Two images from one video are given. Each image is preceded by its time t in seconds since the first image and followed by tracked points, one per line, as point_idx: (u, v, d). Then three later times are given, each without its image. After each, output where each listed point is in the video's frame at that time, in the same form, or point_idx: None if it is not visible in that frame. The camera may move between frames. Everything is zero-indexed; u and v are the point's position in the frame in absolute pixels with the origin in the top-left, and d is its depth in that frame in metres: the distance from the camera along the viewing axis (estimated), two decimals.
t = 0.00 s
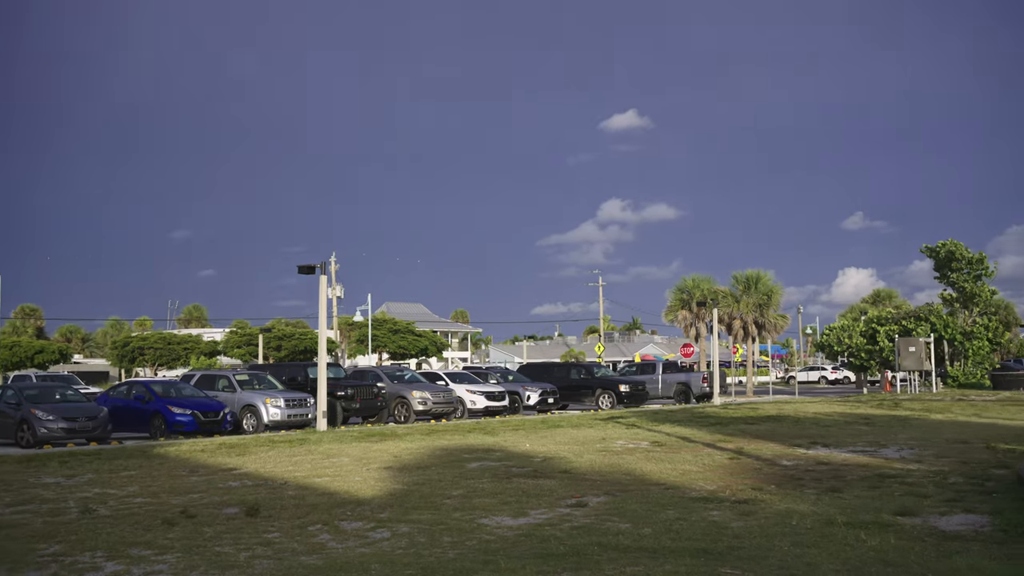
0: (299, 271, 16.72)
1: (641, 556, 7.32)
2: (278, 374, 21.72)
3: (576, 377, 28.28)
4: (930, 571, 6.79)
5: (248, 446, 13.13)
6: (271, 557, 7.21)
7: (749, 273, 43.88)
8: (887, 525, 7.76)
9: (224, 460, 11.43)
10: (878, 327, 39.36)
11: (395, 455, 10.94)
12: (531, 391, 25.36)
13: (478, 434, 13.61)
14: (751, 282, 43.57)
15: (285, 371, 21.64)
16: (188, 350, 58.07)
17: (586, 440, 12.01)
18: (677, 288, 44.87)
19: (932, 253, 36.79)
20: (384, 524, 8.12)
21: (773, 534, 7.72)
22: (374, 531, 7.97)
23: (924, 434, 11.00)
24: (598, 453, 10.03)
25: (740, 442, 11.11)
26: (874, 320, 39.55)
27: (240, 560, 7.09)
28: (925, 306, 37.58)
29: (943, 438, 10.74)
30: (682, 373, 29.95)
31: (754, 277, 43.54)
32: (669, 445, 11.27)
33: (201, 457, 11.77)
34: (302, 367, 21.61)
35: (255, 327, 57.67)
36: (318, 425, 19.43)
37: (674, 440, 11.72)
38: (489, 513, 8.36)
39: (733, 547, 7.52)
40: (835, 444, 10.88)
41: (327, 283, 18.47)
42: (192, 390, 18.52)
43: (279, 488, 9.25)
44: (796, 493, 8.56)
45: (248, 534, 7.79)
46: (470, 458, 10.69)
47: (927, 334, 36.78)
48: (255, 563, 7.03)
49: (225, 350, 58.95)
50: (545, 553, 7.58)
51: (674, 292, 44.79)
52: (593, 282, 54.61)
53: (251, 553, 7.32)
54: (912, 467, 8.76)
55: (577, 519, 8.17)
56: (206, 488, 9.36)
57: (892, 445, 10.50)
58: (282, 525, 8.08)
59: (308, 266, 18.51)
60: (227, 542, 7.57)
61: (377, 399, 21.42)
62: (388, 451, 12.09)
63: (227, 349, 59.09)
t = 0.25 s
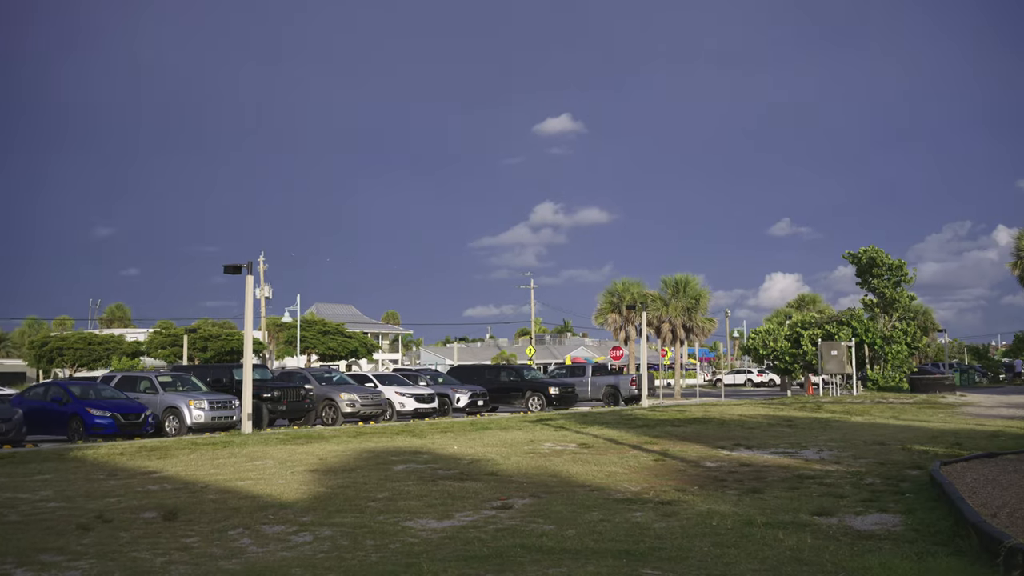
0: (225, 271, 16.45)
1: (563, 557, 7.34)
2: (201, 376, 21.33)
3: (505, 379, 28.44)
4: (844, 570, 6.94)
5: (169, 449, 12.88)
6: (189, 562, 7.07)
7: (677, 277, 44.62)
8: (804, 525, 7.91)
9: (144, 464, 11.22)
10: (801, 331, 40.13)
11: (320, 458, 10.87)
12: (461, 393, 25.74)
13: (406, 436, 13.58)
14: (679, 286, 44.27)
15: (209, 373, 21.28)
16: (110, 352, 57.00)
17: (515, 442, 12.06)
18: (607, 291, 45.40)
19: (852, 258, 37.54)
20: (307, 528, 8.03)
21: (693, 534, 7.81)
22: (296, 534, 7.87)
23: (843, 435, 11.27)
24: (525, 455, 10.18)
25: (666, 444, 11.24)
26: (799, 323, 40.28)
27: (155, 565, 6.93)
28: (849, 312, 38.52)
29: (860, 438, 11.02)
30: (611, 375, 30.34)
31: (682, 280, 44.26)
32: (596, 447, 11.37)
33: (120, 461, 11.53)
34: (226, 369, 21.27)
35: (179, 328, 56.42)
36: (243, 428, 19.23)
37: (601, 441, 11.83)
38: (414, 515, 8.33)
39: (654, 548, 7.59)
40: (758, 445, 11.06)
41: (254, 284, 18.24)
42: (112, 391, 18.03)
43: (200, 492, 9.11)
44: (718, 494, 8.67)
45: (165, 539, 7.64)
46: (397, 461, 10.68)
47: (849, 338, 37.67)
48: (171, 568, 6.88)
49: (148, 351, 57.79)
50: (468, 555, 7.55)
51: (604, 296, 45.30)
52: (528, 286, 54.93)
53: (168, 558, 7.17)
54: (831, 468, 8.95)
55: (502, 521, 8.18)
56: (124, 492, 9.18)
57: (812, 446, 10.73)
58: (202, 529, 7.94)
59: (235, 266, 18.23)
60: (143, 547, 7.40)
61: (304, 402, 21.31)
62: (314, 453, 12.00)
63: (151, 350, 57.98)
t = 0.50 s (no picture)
0: (129, 266, 16.08)
1: (469, 556, 7.32)
2: (103, 373, 20.84)
3: (418, 378, 28.49)
4: (741, 566, 7.08)
5: (65, 448, 12.51)
6: (82, 565, 6.82)
7: (591, 279, 45.15)
8: (705, 522, 8.07)
9: (39, 464, 10.87)
10: (710, 333, 40.83)
11: (226, 459, 10.73)
12: (372, 393, 25.83)
13: (316, 436, 13.46)
14: (592, 287, 44.83)
15: (111, 371, 20.78)
16: (6, 347, 54.99)
17: (425, 442, 12.07)
18: (521, 291, 45.71)
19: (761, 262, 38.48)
20: (208, 528, 7.87)
21: (598, 533, 7.89)
22: (197, 536, 7.69)
23: (747, 435, 11.55)
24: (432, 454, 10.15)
25: (575, 443, 11.36)
26: (708, 326, 41.14)
27: (46, 568, 6.68)
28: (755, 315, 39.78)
29: (763, 438, 11.32)
30: (523, 375, 30.84)
31: (595, 281, 44.84)
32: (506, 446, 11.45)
33: (13, 462, 11.15)
34: (130, 366, 20.78)
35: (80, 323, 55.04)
36: (146, 427, 18.90)
37: (511, 441, 11.91)
38: (320, 515, 8.24)
39: (559, 546, 7.64)
40: (664, 445, 11.25)
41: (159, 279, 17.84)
42: (4, 390, 17.57)
43: (96, 493, 8.88)
44: (624, 493, 8.78)
45: (58, 541, 7.38)
46: (304, 461, 10.59)
47: (755, 340, 39.14)
48: (62, 571, 6.64)
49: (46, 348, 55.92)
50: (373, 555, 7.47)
51: (519, 296, 45.64)
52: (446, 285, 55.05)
53: (60, 561, 6.92)
54: (733, 467, 9.15)
55: (408, 521, 8.14)
56: (18, 493, 8.88)
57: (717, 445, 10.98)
58: (98, 531, 7.71)
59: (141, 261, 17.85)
60: (34, 551, 7.13)
61: (210, 400, 21.02)
62: (219, 453, 11.82)
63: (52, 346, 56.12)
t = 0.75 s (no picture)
0: (26, 260, 15.59)
1: (375, 558, 7.22)
2: None
3: (328, 378, 28.26)
4: (645, 563, 7.16)
5: None
6: None
7: (504, 278, 45.44)
8: (612, 521, 8.17)
9: None
10: (621, 333, 41.30)
11: (124, 462, 10.49)
12: (281, 393, 25.59)
13: (221, 437, 13.24)
14: (507, 287, 45.05)
15: (6, 370, 20.09)
16: None
17: (334, 442, 11.99)
18: (435, 291, 45.79)
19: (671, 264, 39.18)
20: (105, 533, 7.63)
21: (506, 533, 7.90)
22: (92, 541, 7.44)
23: (655, 434, 11.75)
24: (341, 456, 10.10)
25: (486, 443, 11.38)
26: (619, 325, 41.65)
27: None
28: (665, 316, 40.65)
29: (671, 437, 11.53)
30: (435, 374, 30.91)
31: (510, 281, 45.02)
32: (416, 446, 11.43)
33: None
34: (25, 366, 20.09)
35: None
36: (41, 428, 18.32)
37: (421, 441, 11.90)
38: (223, 518, 8.08)
39: (465, 546, 7.63)
40: (575, 444, 11.33)
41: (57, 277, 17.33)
42: None
43: None
44: (533, 492, 8.81)
45: None
46: (208, 463, 10.42)
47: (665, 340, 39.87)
48: None
49: None
50: (277, 558, 7.32)
51: (431, 294, 45.69)
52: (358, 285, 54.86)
53: None
54: (641, 465, 9.28)
55: (314, 523, 8.03)
56: None
57: (627, 445, 11.14)
58: None
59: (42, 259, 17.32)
60: None
61: (112, 400, 20.46)
62: (121, 456, 11.53)
63: None
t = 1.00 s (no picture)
0: None
1: (296, 564, 7.11)
2: None
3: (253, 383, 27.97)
4: (568, 567, 7.17)
5: None
6: None
7: (433, 283, 45.46)
8: (536, 526, 8.21)
9: None
10: (549, 338, 41.00)
11: (39, 469, 10.20)
12: (204, 398, 25.23)
13: (140, 444, 12.99)
14: (435, 292, 45.11)
15: None
16: None
17: (257, 449, 11.88)
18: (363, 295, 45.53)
19: (599, 271, 39.42)
20: (14, 543, 7.38)
21: (429, 538, 7.86)
22: None
23: (582, 439, 11.86)
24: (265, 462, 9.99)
25: (412, 448, 11.37)
26: (548, 331, 41.22)
27: None
28: (595, 320, 40.86)
29: (598, 442, 11.65)
30: (363, 380, 30.83)
31: (439, 286, 45.07)
32: (342, 452, 11.38)
33: None
34: None
35: None
36: None
37: (347, 447, 11.86)
38: (139, 527, 7.89)
39: (389, 551, 7.57)
40: (501, 450, 11.39)
41: None
42: None
43: None
44: (458, 497, 8.82)
45: None
46: (127, 470, 10.20)
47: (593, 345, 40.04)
48: None
49: None
50: (195, 566, 7.15)
51: (360, 298, 45.45)
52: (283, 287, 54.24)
53: None
54: (567, 471, 9.37)
55: (234, 530, 7.90)
56: None
57: (554, 450, 11.22)
58: None
59: None
60: None
61: (24, 407, 19.93)
62: (35, 463, 11.24)
63: None
